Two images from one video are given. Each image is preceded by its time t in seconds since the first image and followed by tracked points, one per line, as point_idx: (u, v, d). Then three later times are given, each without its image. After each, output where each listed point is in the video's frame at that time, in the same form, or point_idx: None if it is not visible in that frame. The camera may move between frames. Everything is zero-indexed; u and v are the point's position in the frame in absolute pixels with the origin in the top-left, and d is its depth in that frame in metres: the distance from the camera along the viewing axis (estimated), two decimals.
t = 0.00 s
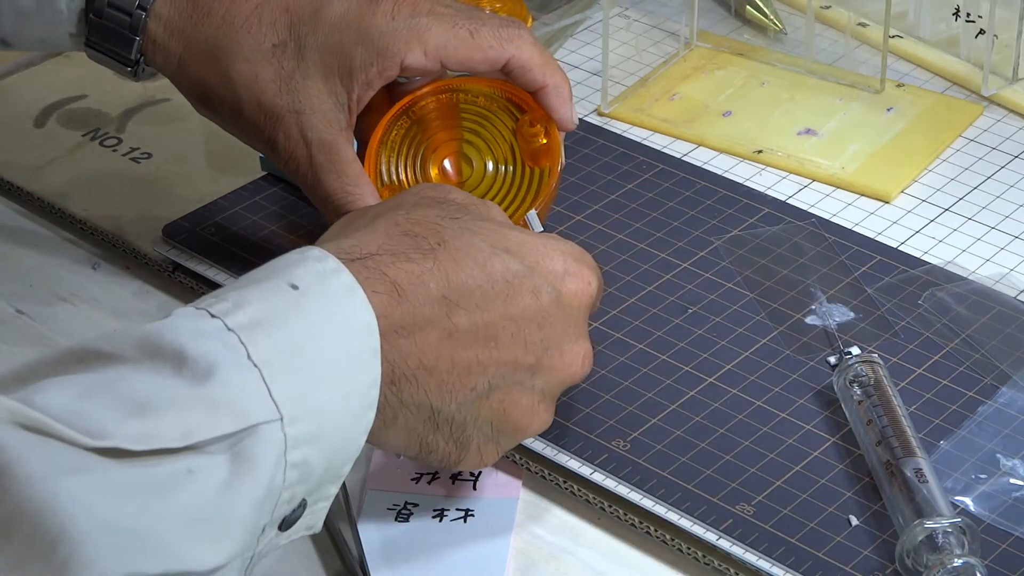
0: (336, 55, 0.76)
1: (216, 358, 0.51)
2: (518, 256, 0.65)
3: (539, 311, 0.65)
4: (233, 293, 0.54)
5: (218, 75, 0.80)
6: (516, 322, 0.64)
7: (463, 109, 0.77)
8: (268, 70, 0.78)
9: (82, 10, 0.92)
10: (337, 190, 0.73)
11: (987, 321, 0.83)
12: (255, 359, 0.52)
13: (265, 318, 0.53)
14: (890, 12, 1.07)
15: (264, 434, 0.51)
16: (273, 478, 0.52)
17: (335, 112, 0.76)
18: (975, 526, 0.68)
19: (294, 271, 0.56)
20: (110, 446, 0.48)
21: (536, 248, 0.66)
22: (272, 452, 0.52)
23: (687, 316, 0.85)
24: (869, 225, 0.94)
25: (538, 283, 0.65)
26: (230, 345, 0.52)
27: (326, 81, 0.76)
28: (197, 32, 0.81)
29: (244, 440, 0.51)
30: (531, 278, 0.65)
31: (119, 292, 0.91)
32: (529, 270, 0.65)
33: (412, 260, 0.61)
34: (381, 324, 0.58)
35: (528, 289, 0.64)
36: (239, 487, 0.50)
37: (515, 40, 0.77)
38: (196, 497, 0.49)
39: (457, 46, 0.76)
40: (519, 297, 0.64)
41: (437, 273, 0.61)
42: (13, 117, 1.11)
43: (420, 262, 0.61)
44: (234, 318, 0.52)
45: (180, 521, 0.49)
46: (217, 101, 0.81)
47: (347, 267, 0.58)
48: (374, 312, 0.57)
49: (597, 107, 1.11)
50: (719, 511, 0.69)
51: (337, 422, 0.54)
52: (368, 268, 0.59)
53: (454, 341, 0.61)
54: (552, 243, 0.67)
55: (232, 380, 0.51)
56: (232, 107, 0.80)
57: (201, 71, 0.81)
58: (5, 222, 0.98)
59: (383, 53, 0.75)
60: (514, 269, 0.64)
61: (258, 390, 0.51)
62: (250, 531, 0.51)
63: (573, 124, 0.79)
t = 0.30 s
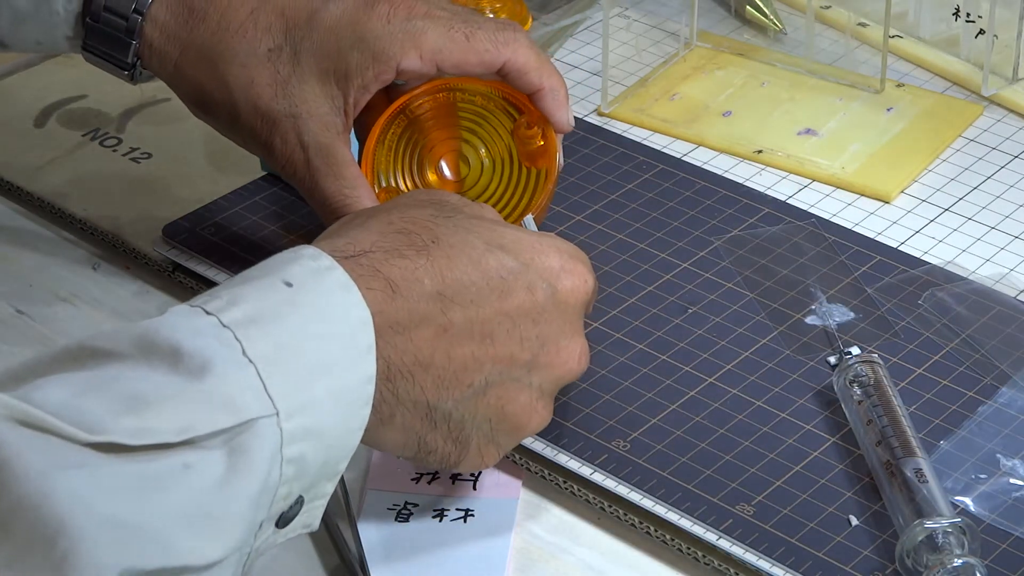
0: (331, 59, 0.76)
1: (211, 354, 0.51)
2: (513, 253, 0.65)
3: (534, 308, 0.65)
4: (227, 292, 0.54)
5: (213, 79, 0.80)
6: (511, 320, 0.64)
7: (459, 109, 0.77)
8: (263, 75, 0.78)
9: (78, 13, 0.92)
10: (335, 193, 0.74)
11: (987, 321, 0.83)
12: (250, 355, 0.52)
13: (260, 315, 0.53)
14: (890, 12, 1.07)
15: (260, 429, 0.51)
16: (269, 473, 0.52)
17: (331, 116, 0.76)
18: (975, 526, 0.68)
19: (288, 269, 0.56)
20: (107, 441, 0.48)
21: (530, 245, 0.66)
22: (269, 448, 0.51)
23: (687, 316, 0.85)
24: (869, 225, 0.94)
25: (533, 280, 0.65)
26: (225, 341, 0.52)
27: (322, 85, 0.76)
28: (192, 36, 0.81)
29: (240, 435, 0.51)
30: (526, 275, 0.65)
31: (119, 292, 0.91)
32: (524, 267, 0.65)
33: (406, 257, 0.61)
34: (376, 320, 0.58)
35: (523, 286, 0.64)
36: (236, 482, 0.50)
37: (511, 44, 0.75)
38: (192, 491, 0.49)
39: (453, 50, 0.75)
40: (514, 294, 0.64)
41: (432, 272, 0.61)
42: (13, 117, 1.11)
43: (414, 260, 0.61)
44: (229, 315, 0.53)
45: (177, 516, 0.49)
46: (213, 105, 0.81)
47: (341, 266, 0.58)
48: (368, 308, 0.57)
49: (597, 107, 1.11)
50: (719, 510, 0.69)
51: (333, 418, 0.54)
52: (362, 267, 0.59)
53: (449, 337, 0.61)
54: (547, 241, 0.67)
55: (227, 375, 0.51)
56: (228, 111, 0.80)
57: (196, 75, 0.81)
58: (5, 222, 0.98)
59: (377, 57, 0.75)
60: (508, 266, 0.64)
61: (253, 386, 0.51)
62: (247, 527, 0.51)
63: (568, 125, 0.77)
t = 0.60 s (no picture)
0: (331, 59, 0.76)
1: (207, 354, 0.51)
2: (510, 253, 0.65)
3: (532, 308, 0.65)
4: (223, 292, 0.54)
5: (213, 78, 0.80)
6: (509, 320, 0.64)
7: (459, 108, 0.77)
8: (263, 74, 0.78)
9: (78, 13, 0.91)
10: (335, 193, 0.74)
11: (987, 320, 0.83)
12: (247, 355, 0.52)
13: (255, 316, 0.53)
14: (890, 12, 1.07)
15: (257, 429, 0.51)
16: (267, 473, 0.52)
17: (330, 115, 0.76)
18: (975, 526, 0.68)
19: (284, 270, 0.56)
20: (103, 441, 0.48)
21: (528, 245, 0.66)
22: (265, 448, 0.51)
23: (687, 316, 0.85)
24: (869, 225, 0.94)
25: (530, 280, 0.65)
26: (221, 342, 0.52)
27: (321, 83, 0.76)
28: (192, 35, 0.81)
29: (238, 435, 0.51)
30: (524, 275, 0.65)
31: (119, 292, 0.91)
32: (522, 267, 0.65)
33: (402, 258, 0.61)
34: (372, 321, 0.58)
35: (521, 286, 0.64)
36: (233, 482, 0.50)
37: (510, 44, 0.76)
38: (189, 491, 0.49)
39: (452, 50, 0.75)
40: (510, 295, 0.64)
41: (429, 273, 0.61)
42: (13, 117, 1.11)
43: (411, 262, 0.61)
44: (224, 316, 0.53)
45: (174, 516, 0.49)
46: (213, 104, 0.81)
47: (337, 266, 0.58)
48: (365, 309, 0.57)
49: (597, 107, 1.11)
50: (719, 511, 0.69)
51: (330, 418, 0.54)
52: (358, 268, 0.59)
53: (446, 338, 0.61)
54: (546, 241, 0.67)
55: (224, 376, 0.51)
56: (227, 110, 0.80)
57: (196, 74, 0.81)
58: (5, 222, 0.98)
59: (376, 57, 0.75)
60: (507, 267, 0.64)
61: (250, 385, 0.51)
62: (244, 527, 0.51)
63: (568, 125, 0.77)
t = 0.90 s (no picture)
0: (330, 60, 0.76)
1: (206, 354, 0.51)
2: (510, 253, 0.65)
3: (532, 308, 0.65)
4: (221, 292, 0.54)
5: (212, 79, 0.80)
6: (509, 320, 0.64)
7: (458, 108, 0.78)
8: (262, 75, 0.78)
9: (78, 13, 0.91)
10: (334, 194, 0.74)
11: (987, 320, 0.83)
12: (245, 354, 0.52)
13: (253, 315, 0.53)
14: (890, 12, 1.07)
15: (256, 429, 0.51)
16: (266, 472, 0.52)
17: (330, 116, 0.76)
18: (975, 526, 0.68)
19: (284, 269, 0.56)
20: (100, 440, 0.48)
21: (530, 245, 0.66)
22: (264, 447, 0.51)
23: (687, 316, 0.84)
24: (869, 225, 0.94)
25: (530, 280, 0.65)
26: (220, 341, 0.52)
27: (321, 84, 0.76)
28: (191, 36, 0.81)
29: (236, 435, 0.51)
30: (526, 277, 0.65)
31: (119, 292, 0.91)
32: (522, 268, 0.65)
33: (401, 258, 0.61)
34: (370, 320, 0.58)
35: (521, 286, 0.64)
36: (231, 481, 0.50)
37: (509, 45, 0.76)
38: (187, 491, 0.49)
39: (451, 50, 0.75)
40: (510, 295, 0.64)
41: (429, 274, 0.61)
42: (13, 117, 1.11)
43: (410, 262, 0.61)
44: (223, 315, 0.52)
45: (172, 516, 0.49)
46: (212, 106, 0.81)
47: (336, 266, 0.58)
48: (364, 310, 0.57)
49: (597, 107, 1.11)
50: (719, 510, 0.69)
51: (329, 417, 0.54)
52: (357, 268, 0.59)
53: (446, 339, 0.61)
54: (549, 242, 0.67)
55: (223, 376, 0.51)
56: (227, 111, 0.80)
57: (195, 76, 0.81)
58: (5, 222, 0.98)
59: (376, 57, 0.75)
60: (507, 267, 0.64)
61: (248, 384, 0.51)
62: (243, 526, 0.51)
63: (568, 126, 0.78)
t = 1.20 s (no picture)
0: (329, 58, 0.76)
1: (219, 361, 0.51)
2: (528, 256, 0.65)
3: (549, 313, 0.65)
4: (237, 298, 0.54)
5: (211, 77, 0.80)
6: (526, 326, 0.64)
7: (458, 111, 0.76)
8: (261, 73, 0.78)
9: (78, 12, 0.91)
10: (331, 193, 0.74)
11: (987, 320, 0.83)
12: (259, 362, 0.52)
13: (267, 324, 0.53)
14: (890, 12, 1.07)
15: (268, 438, 0.51)
16: (276, 482, 0.52)
17: (328, 114, 0.76)
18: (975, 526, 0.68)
19: (299, 275, 0.56)
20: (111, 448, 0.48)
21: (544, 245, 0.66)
22: (275, 457, 0.51)
23: (687, 316, 0.85)
24: (869, 225, 0.94)
25: (548, 284, 0.65)
26: (233, 349, 0.51)
27: (319, 82, 0.76)
28: (191, 34, 0.81)
29: (248, 444, 0.51)
30: (541, 280, 0.65)
31: (120, 292, 0.91)
32: (539, 271, 0.65)
33: (419, 265, 0.61)
34: (388, 329, 0.58)
35: (539, 291, 0.64)
36: (241, 490, 0.50)
37: (508, 44, 0.76)
38: (197, 501, 0.49)
39: (450, 48, 0.75)
40: (528, 300, 0.64)
41: (445, 279, 0.61)
42: (13, 117, 1.11)
43: (427, 267, 0.61)
44: (238, 323, 0.52)
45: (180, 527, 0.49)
46: (210, 102, 0.81)
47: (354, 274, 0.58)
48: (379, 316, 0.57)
49: (597, 107, 1.11)
50: (719, 510, 0.69)
51: (340, 424, 0.54)
52: (374, 275, 0.59)
53: (462, 344, 0.61)
54: (563, 242, 0.67)
55: (236, 385, 0.50)
56: (225, 108, 0.80)
57: (194, 71, 0.81)
58: (5, 222, 0.98)
59: (375, 55, 0.75)
60: (522, 270, 0.64)
61: (261, 392, 0.51)
62: (252, 534, 0.51)
63: (566, 127, 0.78)
